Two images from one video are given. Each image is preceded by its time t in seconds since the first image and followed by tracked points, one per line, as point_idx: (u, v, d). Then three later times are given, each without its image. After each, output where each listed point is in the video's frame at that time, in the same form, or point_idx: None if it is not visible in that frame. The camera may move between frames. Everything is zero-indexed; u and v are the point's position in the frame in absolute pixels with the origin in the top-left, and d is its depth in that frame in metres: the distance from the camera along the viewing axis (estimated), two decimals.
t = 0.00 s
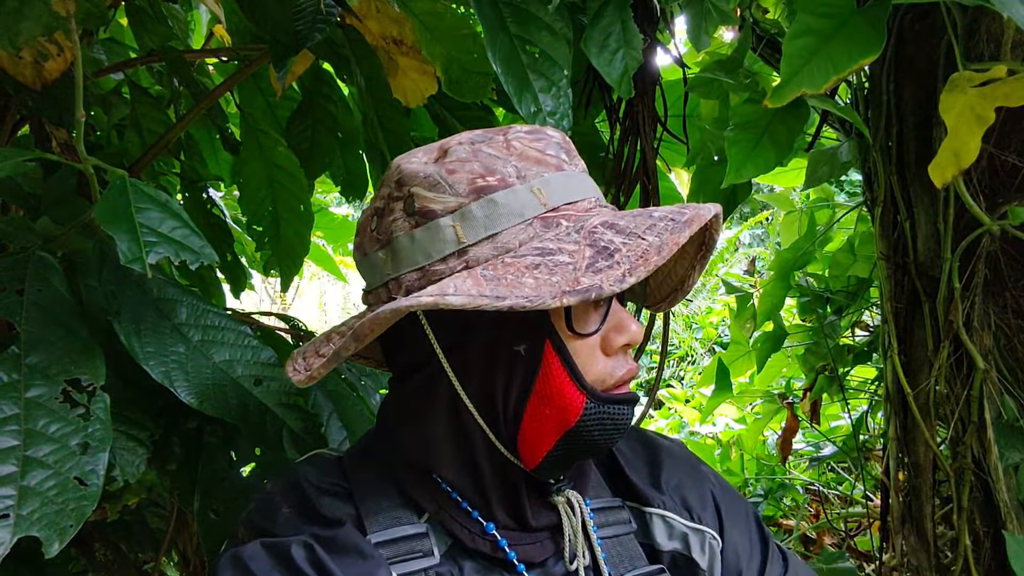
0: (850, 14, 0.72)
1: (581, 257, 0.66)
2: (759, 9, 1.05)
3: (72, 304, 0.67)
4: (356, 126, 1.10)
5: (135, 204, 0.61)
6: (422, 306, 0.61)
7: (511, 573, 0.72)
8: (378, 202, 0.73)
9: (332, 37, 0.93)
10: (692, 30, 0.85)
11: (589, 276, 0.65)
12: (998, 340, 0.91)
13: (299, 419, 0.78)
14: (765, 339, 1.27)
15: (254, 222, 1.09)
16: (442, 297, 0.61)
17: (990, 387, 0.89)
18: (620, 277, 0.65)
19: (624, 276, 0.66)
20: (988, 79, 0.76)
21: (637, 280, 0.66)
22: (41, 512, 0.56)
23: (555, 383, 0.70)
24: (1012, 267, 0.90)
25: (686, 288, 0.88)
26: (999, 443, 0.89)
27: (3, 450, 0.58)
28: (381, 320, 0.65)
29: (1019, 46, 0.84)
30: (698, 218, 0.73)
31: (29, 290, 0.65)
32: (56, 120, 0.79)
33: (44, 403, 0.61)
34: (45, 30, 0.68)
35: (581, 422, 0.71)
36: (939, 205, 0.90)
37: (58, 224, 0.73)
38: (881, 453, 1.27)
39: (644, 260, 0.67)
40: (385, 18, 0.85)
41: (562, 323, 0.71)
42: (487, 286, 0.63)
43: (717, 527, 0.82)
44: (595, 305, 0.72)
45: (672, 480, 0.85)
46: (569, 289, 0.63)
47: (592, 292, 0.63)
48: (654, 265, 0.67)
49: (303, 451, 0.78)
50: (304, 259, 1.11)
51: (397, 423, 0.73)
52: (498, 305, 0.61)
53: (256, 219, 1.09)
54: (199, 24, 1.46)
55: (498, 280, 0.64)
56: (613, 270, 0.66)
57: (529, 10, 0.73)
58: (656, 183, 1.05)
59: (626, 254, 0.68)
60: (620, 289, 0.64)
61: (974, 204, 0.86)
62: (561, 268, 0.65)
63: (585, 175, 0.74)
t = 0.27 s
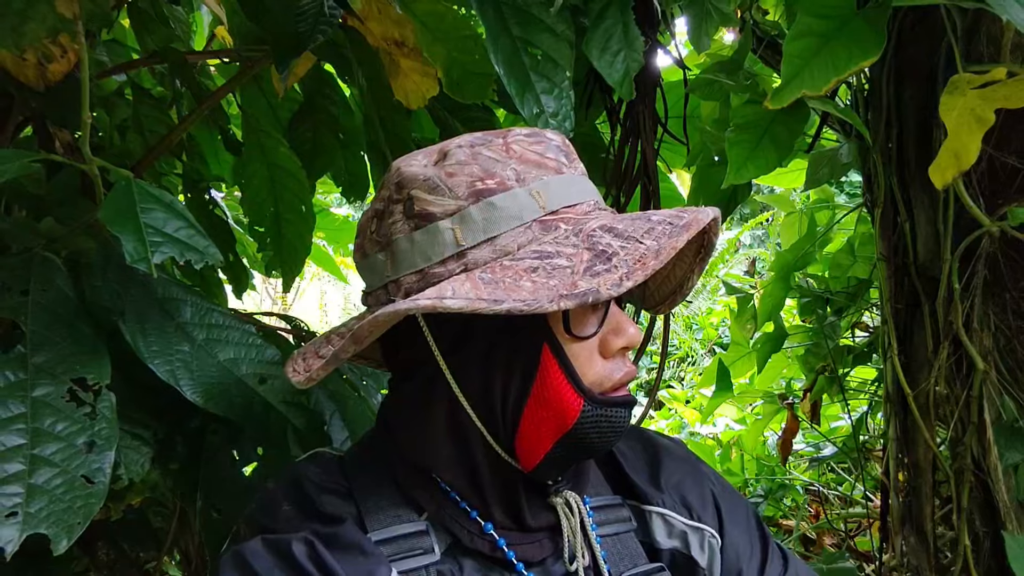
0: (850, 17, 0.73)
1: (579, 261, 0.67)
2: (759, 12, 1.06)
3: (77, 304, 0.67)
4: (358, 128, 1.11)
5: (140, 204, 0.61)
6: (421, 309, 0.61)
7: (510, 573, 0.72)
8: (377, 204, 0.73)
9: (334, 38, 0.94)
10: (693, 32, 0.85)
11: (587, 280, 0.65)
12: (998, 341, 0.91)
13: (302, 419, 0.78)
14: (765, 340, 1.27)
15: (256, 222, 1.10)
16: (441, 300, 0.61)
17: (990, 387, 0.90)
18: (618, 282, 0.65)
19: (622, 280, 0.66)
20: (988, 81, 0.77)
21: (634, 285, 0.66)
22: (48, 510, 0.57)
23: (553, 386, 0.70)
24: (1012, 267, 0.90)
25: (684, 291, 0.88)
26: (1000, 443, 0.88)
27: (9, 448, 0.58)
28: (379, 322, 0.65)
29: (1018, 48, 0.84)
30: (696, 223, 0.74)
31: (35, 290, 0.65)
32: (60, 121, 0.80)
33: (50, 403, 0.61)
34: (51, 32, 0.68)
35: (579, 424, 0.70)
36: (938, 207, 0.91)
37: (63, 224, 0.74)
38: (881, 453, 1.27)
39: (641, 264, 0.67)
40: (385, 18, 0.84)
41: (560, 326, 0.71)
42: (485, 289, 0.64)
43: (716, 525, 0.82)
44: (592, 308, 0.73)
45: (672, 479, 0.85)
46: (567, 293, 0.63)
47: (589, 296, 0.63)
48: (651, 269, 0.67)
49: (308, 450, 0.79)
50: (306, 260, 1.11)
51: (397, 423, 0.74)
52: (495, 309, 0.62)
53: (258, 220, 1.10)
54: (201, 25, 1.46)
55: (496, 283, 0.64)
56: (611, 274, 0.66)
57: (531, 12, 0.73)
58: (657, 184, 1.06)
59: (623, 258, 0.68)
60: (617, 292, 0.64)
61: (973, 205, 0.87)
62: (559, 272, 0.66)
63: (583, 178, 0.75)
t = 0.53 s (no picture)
0: (851, 19, 0.73)
1: (578, 262, 0.67)
2: (760, 13, 1.06)
3: (76, 305, 0.67)
4: (358, 128, 1.11)
5: (139, 206, 0.61)
6: (420, 311, 0.62)
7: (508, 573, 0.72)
8: (376, 206, 0.73)
9: (334, 39, 0.94)
10: (693, 33, 0.85)
11: (586, 282, 0.66)
12: (998, 343, 0.91)
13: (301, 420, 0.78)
14: (765, 341, 1.27)
15: (256, 223, 1.10)
16: (440, 302, 0.62)
17: (990, 389, 0.89)
18: (618, 283, 0.66)
19: (621, 282, 0.66)
20: (989, 82, 0.76)
21: (634, 286, 0.66)
22: (45, 512, 0.57)
23: (551, 388, 0.70)
24: (1012, 268, 0.90)
25: (682, 292, 0.88)
26: (1000, 445, 0.88)
27: (7, 450, 0.58)
28: (379, 324, 0.65)
29: (1018, 49, 0.84)
30: (695, 225, 0.74)
31: (34, 291, 0.65)
32: (60, 123, 0.80)
33: (48, 404, 0.61)
34: (51, 33, 0.68)
35: (578, 426, 0.70)
36: (939, 208, 0.91)
37: (63, 225, 0.74)
38: (881, 454, 1.27)
39: (640, 266, 0.68)
40: (386, 19, 0.85)
41: (558, 327, 0.71)
42: (484, 291, 0.64)
43: (715, 525, 0.82)
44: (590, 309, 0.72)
45: (671, 478, 0.85)
46: (566, 295, 0.64)
47: (589, 298, 0.64)
48: (650, 271, 0.68)
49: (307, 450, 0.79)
50: (306, 261, 1.11)
51: (396, 424, 0.74)
52: (495, 311, 0.62)
53: (258, 221, 1.10)
54: (202, 26, 1.46)
55: (495, 285, 0.65)
56: (610, 276, 0.66)
57: (531, 13, 0.73)
58: (658, 185, 1.05)
59: (622, 260, 0.68)
60: (616, 294, 0.65)
61: (973, 206, 0.86)
62: (559, 274, 0.66)
63: (582, 179, 0.74)
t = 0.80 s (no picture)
0: (853, 17, 0.72)
1: (582, 262, 0.67)
2: (761, 12, 1.06)
3: (77, 304, 0.67)
4: (359, 128, 1.10)
5: (140, 205, 0.61)
6: (424, 310, 0.61)
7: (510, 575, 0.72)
8: (378, 205, 0.73)
9: (335, 39, 0.93)
10: (694, 33, 0.85)
11: (590, 282, 0.65)
12: (1001, 343, 0.91)
13: (303, 420, 0.78)
14: (767, 341, 1.27)
15: (257, 223, 1.09)
16: (444, 301, 0.62)
17: (993, 389, 0.89)
18: (621, 282, 0.66)
19: (625, 282, 0.66)
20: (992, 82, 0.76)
21: (638, 286, 0.66)
22: (47, 512, 0.56)
23: (554, 388, 0.70)
24: (1014, 269, 0.90)
25: (684, 292, 0.88)
26: (1003, 445, 0.88)
27: (8, 450, 0.58)
28: (381, 323, 0.65)
29: (1021, 48, 0.84)
30: (698, 225, 0.73)
31: (35, 291, 0.65)
32: (60, 123, 0.80)
33: (49, 404, 0.61)
34: (50, 33, 0.68)
35: (580, 427, 0.70)
36: (941, 208, 0.90)
37: (63, 225, 0.74)
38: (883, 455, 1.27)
39: (644, 266, 0.67)
40: (387, 20, 0.85)
41: (561, 327, 0.71)
42: (488, 291, 0.64)
43: (717, 526, 0.82)
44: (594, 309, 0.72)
45: (673, 479, 0.85)
46: (570, 294, 0.64)
47: (592, 297, 0.63)
48: (654, 271, 0.67)
49: (309, 451, 0.79)
50: (307, 261, 1.11)
51: (397, 425, 0.74)
52: (499, 310, 0.62)
53: (259, 221, 1.09)
54: (203, 26, 1.46)
55: (499, 284, 0.64)
56: (614, 275, 0.66)
57: (532, 11, 0.73)
58: (659, 185, 1.05)
59: (626, 259, 0.68)
60: (620, 294, 0.64)
61: (976, 206, 0.86)
62: (562, 273, 0.65)
63: (585, 180, 0.74)
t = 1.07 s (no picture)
0: (855, 17, 0.72)
1: (588, 263, 0.66)
2: (763, 11, 1.05)
3: (76, 304, 0.67)
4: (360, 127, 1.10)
5: (140, 205, 0.61)
6: (431, 311, 0.61)
7: None
8: (382, 204, 0.73)
9: (335, 38, 0.93)
10: (695, 32, 0.86)
11: (597, 283, 0.65)
12: (1003, 343, 0.91)
13: (304, 420, 0.78)
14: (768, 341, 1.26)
15: (257, 223, 1.09)
16: (451, 302, 0.61)
17: (995, 390, 0.89)
18: (629, 284, 0.65)
19: (632, 283, 0.65)
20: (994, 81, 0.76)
21: (645, 287, 0.66)
22: (45, 512, 0.56)
23: (559, 389, 0.70)
24: (1017, 269, 0.90)
25: (688, 292, 0.88)
26: (1004, 445, 0.88)
27: (7, 450, 0.58)
28: (387, 325, 0.64)
29: None
30: (705, 227, 0.73)
31: (34, 291, 0.65)
32: (59, 122, 0.79)
33: (48, 404, 0.61)
34: (50, 31, 0.68)
35: (584, 428, 0.70)
36: (943, 208, 0.90)
37: (63, 225, 0.73)
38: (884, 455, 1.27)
39: (651, 267, 0.67)
40: (389, 20, 0.84)
41: (567, 328, 0.71)
42: (494, 292, 0.63)
43: (719, 527, 0.82)
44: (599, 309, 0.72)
45: (675, 480, 0.85)
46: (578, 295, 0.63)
47: (600, 299, 0.63)
48: (661, 272, 0.67)
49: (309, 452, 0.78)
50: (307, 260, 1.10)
51: (399, 426, 0.73)
52: (506, 310, 0.61)
53: (259, 220, 1.09)
54: (203, 26, 1.46)
55: (505, 285, 0.64)
56: (621, 276, 0.66)
57: (534, 10, 0.72)
58: (660, 184, 1.05)
59: (633, 260, 0.68)
60: (628, 295, 0.64)
61: (978, 205, 0.86)
62: (570, 274, 0.65)
63: (591, 180, 0.74)
